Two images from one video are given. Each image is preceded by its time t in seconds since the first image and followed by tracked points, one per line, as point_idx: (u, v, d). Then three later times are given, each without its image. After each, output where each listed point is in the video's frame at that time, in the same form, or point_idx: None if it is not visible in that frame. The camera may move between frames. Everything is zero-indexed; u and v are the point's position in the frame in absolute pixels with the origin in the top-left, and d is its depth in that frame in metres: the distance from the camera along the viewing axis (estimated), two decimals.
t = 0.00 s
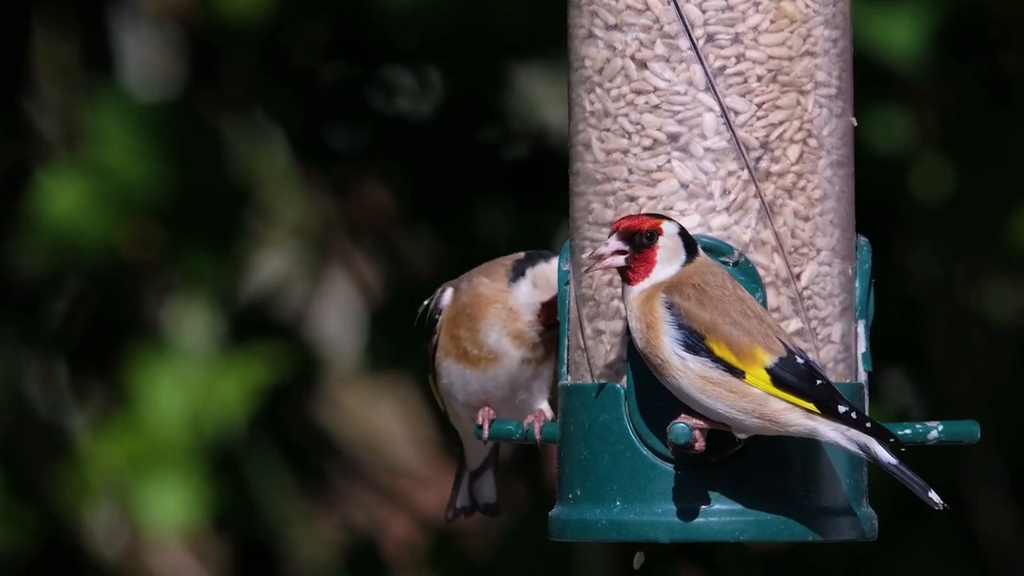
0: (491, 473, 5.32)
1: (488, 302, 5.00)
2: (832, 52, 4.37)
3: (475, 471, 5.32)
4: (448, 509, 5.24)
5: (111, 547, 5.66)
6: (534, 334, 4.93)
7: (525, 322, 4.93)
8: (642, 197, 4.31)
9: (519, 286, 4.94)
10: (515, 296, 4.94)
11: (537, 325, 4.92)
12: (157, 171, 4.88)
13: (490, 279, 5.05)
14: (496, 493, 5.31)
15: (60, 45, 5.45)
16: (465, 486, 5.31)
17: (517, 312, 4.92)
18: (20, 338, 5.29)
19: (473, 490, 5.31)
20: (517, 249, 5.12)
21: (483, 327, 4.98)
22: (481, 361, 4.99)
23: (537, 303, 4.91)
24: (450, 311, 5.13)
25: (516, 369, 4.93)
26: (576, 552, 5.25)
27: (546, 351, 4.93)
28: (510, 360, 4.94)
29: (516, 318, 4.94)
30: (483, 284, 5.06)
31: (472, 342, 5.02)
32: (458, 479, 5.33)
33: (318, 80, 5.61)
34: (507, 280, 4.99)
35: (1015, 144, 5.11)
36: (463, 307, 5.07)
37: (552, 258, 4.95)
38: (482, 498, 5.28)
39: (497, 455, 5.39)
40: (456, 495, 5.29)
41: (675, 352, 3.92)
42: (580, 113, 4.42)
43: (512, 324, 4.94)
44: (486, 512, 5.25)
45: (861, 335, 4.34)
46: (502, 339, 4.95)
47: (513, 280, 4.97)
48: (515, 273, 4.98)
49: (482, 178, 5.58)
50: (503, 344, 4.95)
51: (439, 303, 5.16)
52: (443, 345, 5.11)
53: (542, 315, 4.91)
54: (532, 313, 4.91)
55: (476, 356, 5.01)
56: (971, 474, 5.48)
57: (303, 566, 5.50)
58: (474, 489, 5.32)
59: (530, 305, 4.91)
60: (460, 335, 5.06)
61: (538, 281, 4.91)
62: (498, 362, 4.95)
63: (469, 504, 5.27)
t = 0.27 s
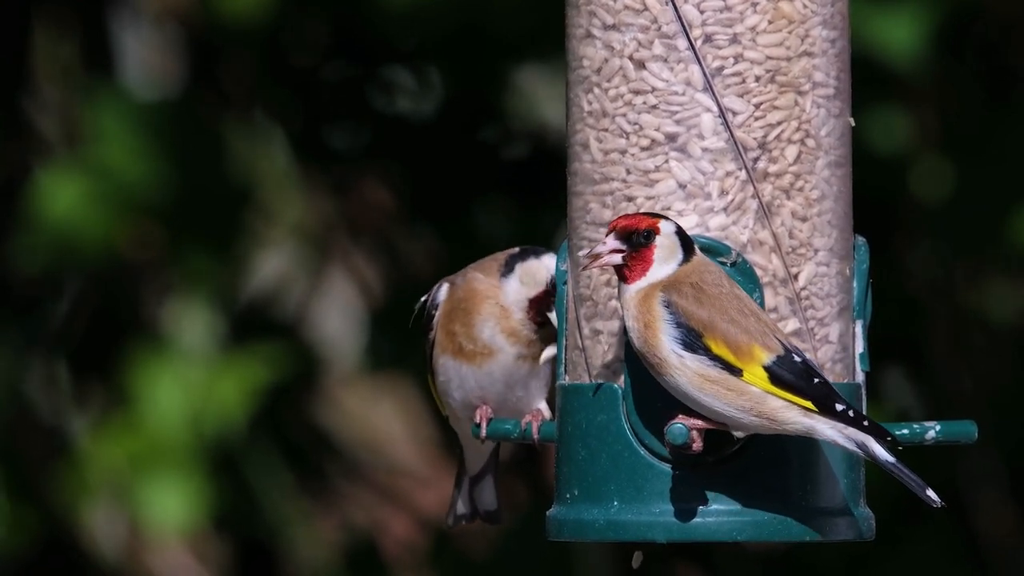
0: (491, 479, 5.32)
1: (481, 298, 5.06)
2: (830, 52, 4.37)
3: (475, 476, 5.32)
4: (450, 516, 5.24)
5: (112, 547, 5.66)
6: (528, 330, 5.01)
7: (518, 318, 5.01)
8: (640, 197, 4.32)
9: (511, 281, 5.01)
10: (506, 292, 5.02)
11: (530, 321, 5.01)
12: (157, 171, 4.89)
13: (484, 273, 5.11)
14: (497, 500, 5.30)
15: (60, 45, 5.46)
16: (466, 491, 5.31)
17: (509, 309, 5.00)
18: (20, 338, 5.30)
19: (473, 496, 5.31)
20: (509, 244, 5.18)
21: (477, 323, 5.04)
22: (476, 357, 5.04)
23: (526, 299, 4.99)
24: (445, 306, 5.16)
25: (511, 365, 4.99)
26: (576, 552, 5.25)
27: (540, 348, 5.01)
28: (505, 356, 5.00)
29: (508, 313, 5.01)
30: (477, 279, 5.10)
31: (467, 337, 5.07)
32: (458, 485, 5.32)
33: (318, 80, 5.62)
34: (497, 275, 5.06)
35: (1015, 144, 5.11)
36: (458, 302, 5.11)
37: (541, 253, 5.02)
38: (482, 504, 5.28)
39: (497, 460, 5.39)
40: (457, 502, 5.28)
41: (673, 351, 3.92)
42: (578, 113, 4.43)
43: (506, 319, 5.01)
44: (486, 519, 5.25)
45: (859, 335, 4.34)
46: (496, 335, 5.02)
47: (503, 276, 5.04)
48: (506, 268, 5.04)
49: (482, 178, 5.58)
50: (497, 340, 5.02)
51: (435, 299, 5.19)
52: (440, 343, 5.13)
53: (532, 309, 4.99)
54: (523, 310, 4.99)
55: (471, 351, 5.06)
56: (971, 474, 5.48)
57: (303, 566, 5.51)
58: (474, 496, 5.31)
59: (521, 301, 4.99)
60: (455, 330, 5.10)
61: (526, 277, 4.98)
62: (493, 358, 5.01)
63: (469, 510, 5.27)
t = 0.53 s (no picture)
0: (491, 479, 5.34)
1: (480, 294, 5.09)
2: (829, 52, 4.37)
3: (475, 475, 5.34)
4: (449, 513, 5.26)
5: (111, 547, 5.66)
6: (528, 325, 5.03)
7: (518, 313, 5.04)
8: (638, 197, 4.32)
9: (507, 277, 5.05)
10: (504, 287, 5.06)
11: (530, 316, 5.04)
12: (158, 172, 4.89)
13: (482, 271, 5.15)
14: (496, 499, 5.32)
15: (60, 45, 5.46)
16: (465, 490, 5.32)
17: (508, 303, 5.04)
18: (20, 338, 5.31)
19: (473, 495, 5.32)
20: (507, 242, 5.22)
21: (477, 319, 5.07)
22: (475, 354, 5.06)
23: (524, 294, 5.02)
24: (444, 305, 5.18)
25: (511, 362, 5.01)
26: (576, 553, 5.26)
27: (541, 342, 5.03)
28: (505, 352, 5.03)
29: (507, 308, 5.04)
30: (475, 277, 5.14)
31: (466, 334, 5.09)
32: (458, 484, 5.34)
33: (318, 80, 5.62)
34: (495, 271, 5.10)
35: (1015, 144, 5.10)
36: (456, 301, 5.13)
37: (537, 248, 5.07)
38: (482, 504, 5.29)
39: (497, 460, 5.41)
40: (455, 500, 5.30)
41: (672, 351, 3.92)
42: (577, 113, 4.43)
43: (505, 314, 5.04)
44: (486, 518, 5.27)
45: (857, 335, 4.34)
46: (496, 331, 5.04)
47: (501, 271, 5.09)
48: (503, 264, 5.08)
49: (481, 177, 5.58)
50: (496, 336, 5.04)
51: (433, 298, 5.20)
52: (439, 342, 5.15)
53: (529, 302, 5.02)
54: (521, 303, 5.03)
55: (469, 349, 5.08)
56: (971, 474, 5.48)
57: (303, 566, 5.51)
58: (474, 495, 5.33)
59: (519, 296, 5.02)
60: (453, 329, 5.12)
61: (523, 271, 5.02)
62: (493, 354, 5.03)
63: (469, 509, 5.29)
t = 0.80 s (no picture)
0: (493, 477, 5.39)
1: (473, 295, 5.15)
2: (828, 52, 4.37)
3: (477, 473, 5.40)
4: (452, 512, 5.31)
5: (112, 546, 5.67)
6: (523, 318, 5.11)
7: (511, 307, 5.11)
8: (637, 197, 4.32)
9: (491, 274, 5.16)
10: (492, 285, 5.15)
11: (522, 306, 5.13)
12: (157, 172, 4.90)
13: (467, 273, 5.22)
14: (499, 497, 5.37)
15: (61, 46, 5.47)
16: (468, 489, 5.39)
17: (501, 298, 5.11)
18: (20, 337, 5.32)
19: (476, 493, 5.38)
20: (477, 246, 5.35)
21: (474, 318, 5.11)
22: (476, 356, 5.08)
23: (510, 284, 5.14)
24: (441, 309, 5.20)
25: (511, 361, 5.04)
26: (575, 553, 5.25)
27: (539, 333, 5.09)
28: (505, 350, 5.06)
29: (500, 303, 5.11)
30: (465, 279, 5.20)
31: (464, 336, 5.12)
32: (460, 483, 5.40)
33: (318, 80, 5.62)
34: (479, 272, 5.19)
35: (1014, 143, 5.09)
36: (451, 304, 5.17)
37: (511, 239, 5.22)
38: (485, 500, 5.35)
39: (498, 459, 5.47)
40: (458, 498, 5.36)
41: (671, 350, 3.91)
42: (576, 112, 4.44)
43: (500, 310, 5.10)
44: (489, 515, 5.32)
45: (857, 335, 4.34)
46: (494, 328, 5.09)
47: (483, 271, 5.18)
48: (483, 263, 5.19)
49: (480, 177, 5.55)
50: (495, 335, 5.08)
51: (430, 301, 5.22)
52: (438, 346, 5.17)
53: (518, 290, 5.14)
54: (511, 296, 5.13)
55: (469, 350, 5.09)
56: (971, 474, 5.47)
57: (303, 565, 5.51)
58: (477, 494, 5.38)
59: (506, 288, 5.13)
60: (452, 332, 5.14)
61: (502, 265, 5.16)
62: (493, 352, 5.05)
63: (472, 507, 5.34)
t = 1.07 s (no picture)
0: (493, 478, 5.33)
1: (474, 295, 5.14)
2: (829, 52, 4.37)
3: (478, 474, 5.34)
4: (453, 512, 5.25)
5: (111, 546, 5.66)
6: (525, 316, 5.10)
7: (513, 305, 5.11)
8: (637, 196, 4.32)
9: (493, 273, 5.16)
10: (493, 283, 5.14)
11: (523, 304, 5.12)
12: (157, 172, 4.89)
13: (468, 273, 5.22)
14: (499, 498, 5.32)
15: (60, 46, 5.48)
16: (468, 490, 5.33)
17: (503, 297, 5.11)
18: (20, 338, 5.32)
19: (477, 494, 5.32)
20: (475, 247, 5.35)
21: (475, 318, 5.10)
22: (476, 355, 5.07)
23: (512, 283, 5.14)
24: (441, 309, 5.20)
25: (512, 360, 5.04)
26: (575, 552, 5.22)
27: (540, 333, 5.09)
28: (506, 348, 5.06)
29: (503, 302, 5.10)
30: (466, 279, 5.19)
31: (465, 336, 5.11)
32: (461, 483, 5.34)
33: (318, 81, 5.62)
34: (479, 271, 5.19)
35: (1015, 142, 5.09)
36: (452, 303, 5.16)
37: (511, 238, 5.22)
38: (486, 502, 5.29)
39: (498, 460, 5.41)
40: (459, 499, 5.29)
41: (671, 348, 3.91)
42: (577, 112, 4.44)
43: (501, 309, 5.09)
44: (489, 516, 5.27)
45: (858, 335, 4.34)
46: (495, 327, 5.08)
47: (484, 270, 5.18)
48: (484, 262, 5.19)
49: (480, 177, 5.57)
50: (496, 334, 5.08)
51: (430, 301, 5.22)
52: (438, 346, 5.16)
53: (520, 287, 5.14)
54: (513, 294, 5.13)
55: (470, 350, 5.09)
56: (971, 474, 5.47)
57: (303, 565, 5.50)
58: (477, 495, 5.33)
59: (508, 286, 5.13)
60: (452, 332, 5.13)
61: (503, 263, 5.15)
62: (494, 352, 5.05)
63: (472, 508, 5.29)
